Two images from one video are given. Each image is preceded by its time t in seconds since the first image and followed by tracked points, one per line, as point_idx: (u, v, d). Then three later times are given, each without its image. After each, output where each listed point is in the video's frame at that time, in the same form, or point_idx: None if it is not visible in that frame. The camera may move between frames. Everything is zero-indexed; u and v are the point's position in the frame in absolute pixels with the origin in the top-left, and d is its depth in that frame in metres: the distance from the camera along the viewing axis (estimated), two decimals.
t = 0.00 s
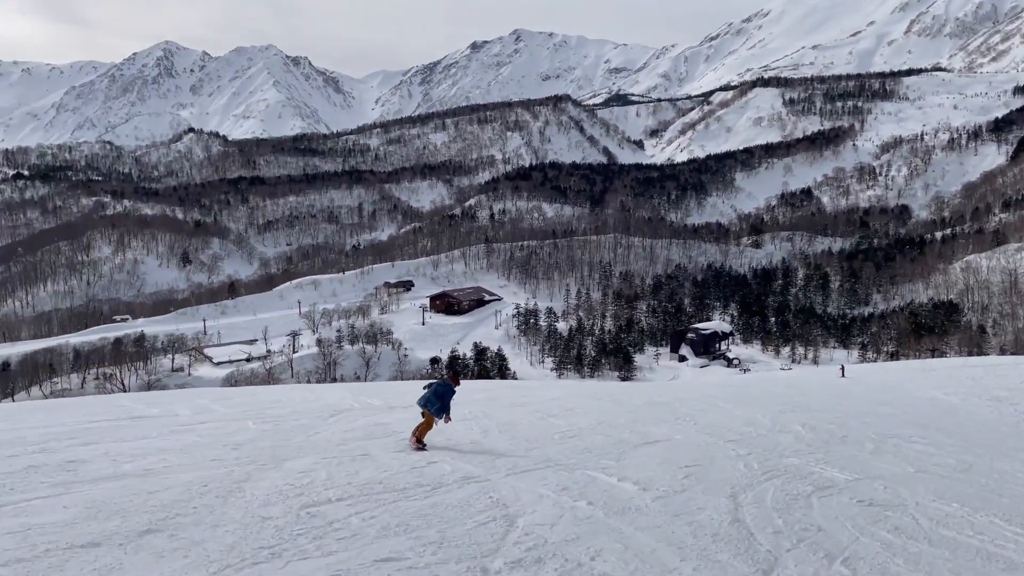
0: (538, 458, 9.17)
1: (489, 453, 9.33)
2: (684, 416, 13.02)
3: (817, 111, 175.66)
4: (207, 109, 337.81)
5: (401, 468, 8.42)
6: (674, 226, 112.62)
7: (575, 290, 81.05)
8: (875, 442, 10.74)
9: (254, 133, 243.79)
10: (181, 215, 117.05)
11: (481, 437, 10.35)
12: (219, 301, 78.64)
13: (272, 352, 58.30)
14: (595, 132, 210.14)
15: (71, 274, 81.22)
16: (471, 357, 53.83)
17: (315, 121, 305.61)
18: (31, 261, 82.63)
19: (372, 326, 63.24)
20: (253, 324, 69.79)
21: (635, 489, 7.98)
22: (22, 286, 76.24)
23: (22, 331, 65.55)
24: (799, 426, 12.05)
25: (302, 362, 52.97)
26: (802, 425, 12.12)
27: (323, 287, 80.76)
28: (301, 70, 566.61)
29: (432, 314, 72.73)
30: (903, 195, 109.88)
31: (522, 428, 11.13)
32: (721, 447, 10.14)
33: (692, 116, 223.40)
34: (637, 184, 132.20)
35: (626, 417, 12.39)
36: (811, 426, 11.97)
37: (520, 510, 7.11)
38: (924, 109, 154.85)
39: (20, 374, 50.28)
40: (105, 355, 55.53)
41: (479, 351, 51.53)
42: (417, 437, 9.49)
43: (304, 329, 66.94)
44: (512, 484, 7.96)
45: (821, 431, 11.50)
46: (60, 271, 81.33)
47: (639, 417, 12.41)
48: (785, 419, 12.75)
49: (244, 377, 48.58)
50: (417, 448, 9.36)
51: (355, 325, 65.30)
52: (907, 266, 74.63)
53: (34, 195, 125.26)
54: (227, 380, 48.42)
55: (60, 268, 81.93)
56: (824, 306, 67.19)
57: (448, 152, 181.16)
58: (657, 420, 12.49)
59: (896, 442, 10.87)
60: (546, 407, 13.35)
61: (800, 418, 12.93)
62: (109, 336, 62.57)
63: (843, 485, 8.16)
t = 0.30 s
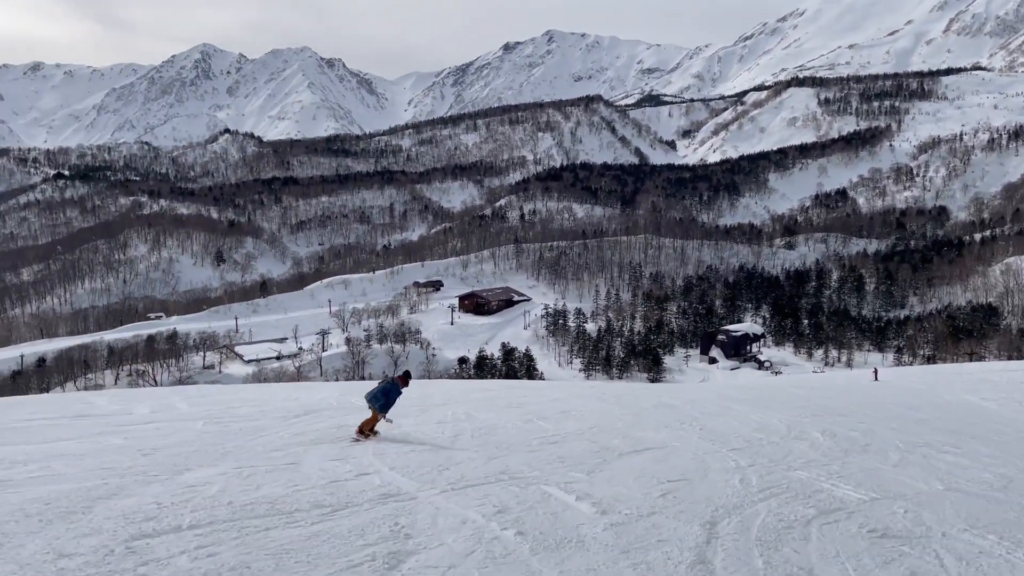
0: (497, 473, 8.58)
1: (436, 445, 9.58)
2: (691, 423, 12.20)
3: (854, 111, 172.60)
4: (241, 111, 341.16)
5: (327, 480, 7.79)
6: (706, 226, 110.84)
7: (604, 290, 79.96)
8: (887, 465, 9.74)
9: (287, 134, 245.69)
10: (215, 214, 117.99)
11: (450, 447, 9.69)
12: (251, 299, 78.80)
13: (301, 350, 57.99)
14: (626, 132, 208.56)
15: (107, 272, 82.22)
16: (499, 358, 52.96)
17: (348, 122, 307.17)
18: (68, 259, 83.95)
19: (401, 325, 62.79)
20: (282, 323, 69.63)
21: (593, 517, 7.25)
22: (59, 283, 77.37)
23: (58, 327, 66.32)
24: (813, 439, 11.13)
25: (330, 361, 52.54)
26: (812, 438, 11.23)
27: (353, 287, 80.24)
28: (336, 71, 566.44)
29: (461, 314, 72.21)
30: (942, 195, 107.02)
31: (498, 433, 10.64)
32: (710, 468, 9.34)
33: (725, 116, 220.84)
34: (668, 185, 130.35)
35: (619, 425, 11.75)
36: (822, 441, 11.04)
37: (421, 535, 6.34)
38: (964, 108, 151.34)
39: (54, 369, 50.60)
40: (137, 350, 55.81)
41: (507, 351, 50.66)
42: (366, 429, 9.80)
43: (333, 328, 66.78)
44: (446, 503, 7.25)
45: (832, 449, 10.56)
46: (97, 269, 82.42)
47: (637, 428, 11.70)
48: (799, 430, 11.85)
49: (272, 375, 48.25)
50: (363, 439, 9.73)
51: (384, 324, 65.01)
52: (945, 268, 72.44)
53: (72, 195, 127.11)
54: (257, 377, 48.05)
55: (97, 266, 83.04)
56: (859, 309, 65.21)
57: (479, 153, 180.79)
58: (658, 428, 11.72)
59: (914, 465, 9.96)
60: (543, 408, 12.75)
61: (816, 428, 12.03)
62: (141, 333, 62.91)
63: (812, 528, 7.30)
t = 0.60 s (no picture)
0: (409, 490, 7.41)
1: (393, 436, 9.48)
2: (679, 430, 10.95)
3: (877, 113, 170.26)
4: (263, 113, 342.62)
5: (179, 501, 6.68)
6: (727, 229, 109.21)
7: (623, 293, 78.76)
8: (882, 476, 8.28)
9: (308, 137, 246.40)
10: (235, 215, 117.97)
11: (380, 457, 8.54)
12: (269, 300, 78.31)
13: (317, 352, 57.24)
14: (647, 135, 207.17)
15: (127, 273, 82.33)
16: (515, 361, 52.02)
17: (369, 124, 307.45)
18: (90, 260, 84.27)
19: (417, 327, 62.06)
20: (300, 324, 69.07)
21: (523, 530, 6.50)
22: (80, 283, 77.57)
23: (77, 327, 66.16)
24: (812, 446, 9.70)
25: (346, 362, 51.74)
26: (812, 444, 9.79)
27: (369, 286, 78.96)
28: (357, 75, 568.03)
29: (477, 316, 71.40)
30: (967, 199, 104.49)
31: (453, 441, 9.54)
32: (674, 483, 8.03)
33: (747, 118, 218.82)
34: (689, 188, 128.70)
35: (596, 432, 10.56)
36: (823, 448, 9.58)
37: (285, 556, 5.65)
38: (991, 110, 148.71)
39: (72, 369, 50.20)
40: (154, 351, 55.40)
41: (523, 354, 49.72)
42: (326, 417, 9.99)
43: (350, 329, 66.13)
44: (346, 514, 6.54)
45: (830, 456, 9.10)
46: (117, 270, 82.52)
47: (616, 435, 10.49)
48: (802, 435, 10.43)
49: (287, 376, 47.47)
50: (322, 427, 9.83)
51: (400, 326, 64.31)
52: (971, 272, 70.57)
53: (95, 196, 127.66)
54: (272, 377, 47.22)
55: (117, 267, 83.19)
56: (882, 314, 63.35)
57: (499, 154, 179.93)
58: (640, 436, 10.47)
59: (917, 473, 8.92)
60: (521, 412, 11.69)
61: (824, 432, 10.57)
62: (159, 333, 62.54)
63: (773, 542, 6.47)
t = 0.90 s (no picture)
0: (368, 474, 7.23)
1: (355, 431, 9.30)
2: (662, 435, 9.54)
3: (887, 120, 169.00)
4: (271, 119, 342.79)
5: (70, 508, 5.83)
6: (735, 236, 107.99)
7: (629, 299, 77.72)
8: (900, 504, 6.83)
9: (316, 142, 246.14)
10: (243, 219, 117.33)
11: (290, 473, 7.09)
12: (274, 304, 77.50)
13: (321, 356, 56.36)
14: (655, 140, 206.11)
15: (134, 277, 81.82)
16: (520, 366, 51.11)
17: (377, 130, 307.33)
18: (97, 265, 83.89)
19: (421, 332, 61.24)
20: (305, 328, 67.95)
21: (483, 513, 6.25)
22: (86, 287, 77.15)
23: (82, 330, 65.63)
24: (816, 462, 8.23)
25: (350, 367, 50.85)
26: (818, 462, 8.31)
27: (373, 291, 78.11)
28: (365, 81, 569.64)
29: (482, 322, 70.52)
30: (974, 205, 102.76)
31: (392, 451, 8.17)
32: (643, 506, 6.56)
33: (755, 124, 217.71)
34: (697, 194, 127.50)
35: (564, 438, 9.16)
36: (828, 466, 8.15)
37: (227, 533, 5.46)
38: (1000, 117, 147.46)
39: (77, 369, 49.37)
40: (159, 355, 54.76)
41: (528, 359, 48.72)
42: (295, 411, 10.14)
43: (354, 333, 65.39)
44: (298, 499, 6.30)
45: (837, 478, 7.63)
46: (124, 274, 82.07)
47: (588, 442, 9.07)
48: (805, 449, 8.97)
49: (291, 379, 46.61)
50: (293, 423, 9.99)
51: (405, 331, 63.55)
52: (981, 278, 69.17)
53: (103, 201, 127.28)
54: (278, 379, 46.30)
55: (124, 271, 82.69)
56: (890, 321, 62.15)
57: (507, 160, 179.10)
58: (616, 443, 9.04)
59: (897, 461, 8.50)
60: (485, 413, 10.35)
61: (831, 446, 9.12)
62: (164, 336, 61.87)
63: (743, 522, 6.18)
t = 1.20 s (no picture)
0: (323, 478, 6.99)
1: (328, 428, 9.20)
2: (633, 447, 8.67)
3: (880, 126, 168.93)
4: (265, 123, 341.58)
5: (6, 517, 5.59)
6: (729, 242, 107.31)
7: (622, 304, 76.93)
8: (896, 533, 5.99)
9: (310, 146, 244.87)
10: (235, 224, 116.02)
11: (184, 497, 6.29)
12: (265, 308, 76.24)
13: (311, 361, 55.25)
14: (649, 146, 205.79)
15: (124, 281, 80.71)
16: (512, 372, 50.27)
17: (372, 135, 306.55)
18: (87, 267, 82.65)
19: (413, 337, 60.23)
20: (296, 333, 66.97)
21: (428, 525, 5.97)
22: (75, 290, 76.03)
23: (71, 334, 64.57)
24: (801, 479, 7.39)
25: (340, 372, 49.71)
26: (805, 478, 7.45)
27: (365, 296, 77.40)
28: (360, 85, 568.90)
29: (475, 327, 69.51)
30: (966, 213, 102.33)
31: (321, 466, 7.37)
32: (578, 541, 5.71)
33: (749, 131, 217.64)
34: (691, 200, 126.81)
35: (516, 450, 8.32)
36: (812, 482, 7.30)
37: (156, 550, 5.18)
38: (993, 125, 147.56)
39: (63, 374, 48.17)
40: (148, 360, 53.69)
41: (521, 363, 47.75)
42: (275, 410, 10.29)
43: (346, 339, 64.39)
44: (241, 510, 6.04)
45: (824, 498, 6.78)
46: (115, 277, 80.95)
47: (545, 455, 8.20)
48: (792, 462, 8.13)
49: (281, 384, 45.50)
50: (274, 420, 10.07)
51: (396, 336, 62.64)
52: (974, 286, 68.36)
53: (94, 204, 125.89)
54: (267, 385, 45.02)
55: (115, 274, 81.55)
56: (883, 328, 61.45)
57: (501, 165, 178.23)
58: (579, 455, 8.22)
59: (871, 464, 8.17)
60: (444, 422, 9.60)
61: (823, 459, 8.27)
62: (152, 341, 60.78)
63: (700, 533, 5.89)
